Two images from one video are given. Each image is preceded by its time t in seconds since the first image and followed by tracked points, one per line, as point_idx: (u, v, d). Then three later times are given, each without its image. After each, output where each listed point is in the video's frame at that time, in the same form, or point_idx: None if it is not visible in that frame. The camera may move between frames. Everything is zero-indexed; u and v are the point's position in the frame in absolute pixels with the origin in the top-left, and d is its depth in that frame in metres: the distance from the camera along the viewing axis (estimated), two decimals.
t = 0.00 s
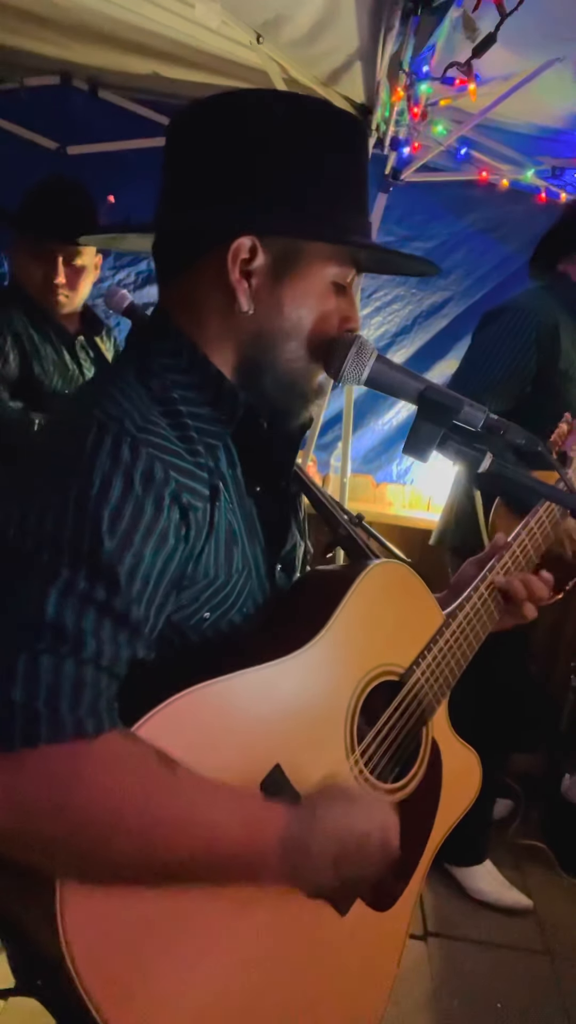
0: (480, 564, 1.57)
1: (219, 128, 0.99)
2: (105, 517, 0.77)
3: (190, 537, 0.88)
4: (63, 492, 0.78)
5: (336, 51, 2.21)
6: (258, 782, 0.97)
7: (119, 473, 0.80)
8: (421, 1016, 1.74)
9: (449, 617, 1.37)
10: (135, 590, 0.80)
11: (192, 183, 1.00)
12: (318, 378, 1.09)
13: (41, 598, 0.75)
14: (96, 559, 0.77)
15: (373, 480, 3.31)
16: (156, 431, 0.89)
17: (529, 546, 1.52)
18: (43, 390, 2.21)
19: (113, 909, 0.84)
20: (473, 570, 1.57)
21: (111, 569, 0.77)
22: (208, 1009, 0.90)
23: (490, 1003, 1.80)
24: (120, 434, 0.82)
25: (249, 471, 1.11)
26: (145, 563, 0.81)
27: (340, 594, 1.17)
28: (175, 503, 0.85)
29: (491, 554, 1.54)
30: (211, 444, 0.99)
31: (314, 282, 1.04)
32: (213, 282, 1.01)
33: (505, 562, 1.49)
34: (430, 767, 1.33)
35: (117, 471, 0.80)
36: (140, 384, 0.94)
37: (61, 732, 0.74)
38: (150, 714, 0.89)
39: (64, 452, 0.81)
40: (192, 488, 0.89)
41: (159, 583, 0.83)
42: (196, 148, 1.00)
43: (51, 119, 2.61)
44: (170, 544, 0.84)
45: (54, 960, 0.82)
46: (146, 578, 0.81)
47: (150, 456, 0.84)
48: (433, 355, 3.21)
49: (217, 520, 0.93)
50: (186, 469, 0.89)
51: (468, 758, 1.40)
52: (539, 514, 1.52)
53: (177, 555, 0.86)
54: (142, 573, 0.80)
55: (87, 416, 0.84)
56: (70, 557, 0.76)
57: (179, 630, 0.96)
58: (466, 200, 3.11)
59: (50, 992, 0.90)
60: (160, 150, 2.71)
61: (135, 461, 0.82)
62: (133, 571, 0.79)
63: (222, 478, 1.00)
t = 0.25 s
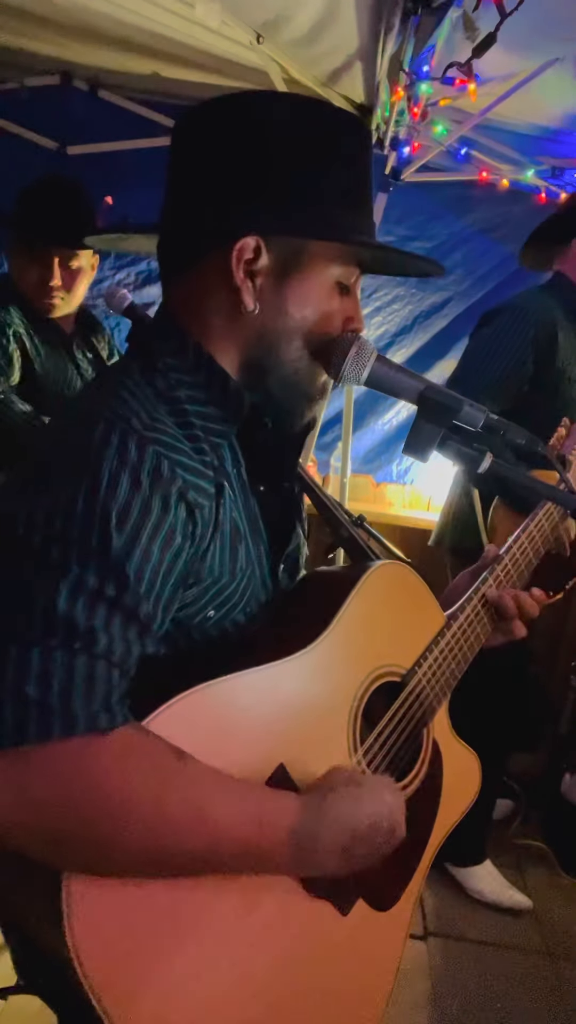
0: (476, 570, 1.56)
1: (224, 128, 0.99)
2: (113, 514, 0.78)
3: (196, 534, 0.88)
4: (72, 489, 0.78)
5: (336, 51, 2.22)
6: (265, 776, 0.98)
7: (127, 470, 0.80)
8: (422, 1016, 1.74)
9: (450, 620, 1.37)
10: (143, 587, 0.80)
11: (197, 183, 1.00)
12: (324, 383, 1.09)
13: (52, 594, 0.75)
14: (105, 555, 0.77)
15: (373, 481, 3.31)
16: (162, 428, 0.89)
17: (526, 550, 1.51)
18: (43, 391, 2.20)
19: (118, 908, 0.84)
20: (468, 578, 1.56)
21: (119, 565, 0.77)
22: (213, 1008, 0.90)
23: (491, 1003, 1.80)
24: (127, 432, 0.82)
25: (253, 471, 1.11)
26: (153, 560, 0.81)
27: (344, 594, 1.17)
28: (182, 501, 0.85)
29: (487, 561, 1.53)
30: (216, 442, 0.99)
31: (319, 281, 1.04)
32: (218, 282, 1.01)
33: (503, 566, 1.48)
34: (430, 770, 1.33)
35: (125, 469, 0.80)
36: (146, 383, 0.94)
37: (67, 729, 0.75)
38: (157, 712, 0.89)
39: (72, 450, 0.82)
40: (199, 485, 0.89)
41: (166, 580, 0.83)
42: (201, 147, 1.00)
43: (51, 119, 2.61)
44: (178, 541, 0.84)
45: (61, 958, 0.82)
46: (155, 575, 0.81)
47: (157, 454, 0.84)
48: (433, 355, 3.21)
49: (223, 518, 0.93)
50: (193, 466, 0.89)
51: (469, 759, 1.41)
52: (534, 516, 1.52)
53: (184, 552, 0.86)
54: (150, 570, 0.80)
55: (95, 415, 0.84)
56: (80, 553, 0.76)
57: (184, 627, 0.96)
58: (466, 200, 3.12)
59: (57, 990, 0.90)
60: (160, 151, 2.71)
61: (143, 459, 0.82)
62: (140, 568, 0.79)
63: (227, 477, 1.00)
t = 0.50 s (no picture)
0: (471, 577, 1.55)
1: (227, 128, 0.99)
2: (119, 513, 0.78)
3: (202, 532, 0.88)
4: (78, 488, 0.78)
5: (336, 51, 2.22)
6: (269, 777, 0.97)
7: (133, 469, 0.80)
8: (422, 1016, 1.74)
9: (450, 618, 1.38)
10: (150, 585, 0.80)
11: (199, 183, 1.00)
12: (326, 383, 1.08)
13: (59, 591, 0.75)
14: (112, 555, 0.77)
15: (373, 481, 3.31)
16: (167, 427, 0.88)
17: (520, 557, 1.51)
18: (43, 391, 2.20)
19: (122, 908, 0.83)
20: (463, 585, 1.56)
21: (126, 564, 0.78)
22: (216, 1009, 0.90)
23: (491, 1003, 1.80)
24: (132, 431, 0.82)
25: (256, 470, 1.11)
26: (159, 559, 0.81)
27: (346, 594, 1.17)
28: (187, 499, 0.85)
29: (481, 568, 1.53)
30: (220, 441, 0.99)
31: (320, 281, 1.04)
32: (219, 282, 1.01)
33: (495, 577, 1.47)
34: (432, 769, 1.33)
35: (131, 467, 0.80)
36: (150, 381, 0.94)
37: (70, 729, 0.74)
38: (162, 711, 0.89)
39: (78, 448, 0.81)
40: (204, 483, 0.89)
41: (172, 578, 0.84)
42: (204, 147, 0.99)
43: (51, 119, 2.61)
44: (183, 539, 0.84)
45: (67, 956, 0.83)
46: (160, 573, 0.81)
47: (163, 453, 0.83)
48: (433, 355, 3.20)
49: (228, 517, 0.93)
50: (198, 465, 0.89)
51: (471, 757, 1.41)
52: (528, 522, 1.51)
53: (190, 551, 0.86)
54: (155, 568, 0.81)
55: (100, 414, 0.84)
56: (87, 552, 0.76)
57: (186, 625, 0.97)
58: (466, 200, 3.12)
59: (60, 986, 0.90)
60: (160, 150, 2.71)
61: (148, 457, 0.82)
62: (148, 567, 0.80)
63: (232, 475, 1.00)
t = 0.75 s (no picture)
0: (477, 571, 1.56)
1: (226, 125, 0.98)
2: (116, 513, 0.78)
3: (201, 532, 0.89)
4: (75, 488, 0.78)
5: (336, 51, 2.21)
6: (272, 776, 0.97)
7: (130, 470, 0.80)
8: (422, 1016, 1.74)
9: (455, 617, 1.38)
10: (147, 585, 0.80)
11: (201, 183, 1.00)
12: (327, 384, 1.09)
13: (55, 592, 0.75)
14: (109, 555, 0.77)
15: (373, 481, 3.31)
16: (166, 426, 0.88)
17: (526, 553, 1.51)
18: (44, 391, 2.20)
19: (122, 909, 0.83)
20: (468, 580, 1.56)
21: (123, 565, 0.77)
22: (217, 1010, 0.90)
23: (491, 1003, 1.80)
24: (130, 431, 0.82)
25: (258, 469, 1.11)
26: (157, 559, 0.81)
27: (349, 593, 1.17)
28: (186, 499, 0.85)
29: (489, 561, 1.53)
30: (220, 441, 0.99)
31: (321, 281, 1.04)
32: (218, 282, 1.02)
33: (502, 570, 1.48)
34: (435, 767, 1.33)
35: (129, 467, 0.80)
36: (150, 381, 0.94)
37: (69, 729, 0.74)
38: (166, 710, 0.89)
39: (76, 448, 0.82)
40: (203, 483, 0.89)
41: (171, 578, 0.83)
42: (204, 145, 0.99)
43: (51, 119, 2.61)
44: (182, 539, 0.84)
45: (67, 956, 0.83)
46: (159, 574, 0.81)
47: (161, 452, 0.83)
48: (434, 354, 3.21)
49: (228, 517, 0.93)
50: (197, 464, 0.89)
51: (474, 756, 1.41)
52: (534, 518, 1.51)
53: (189, 551, 0.86)
54: (154, 568, 0.81)
55: (98, 414, 0.84)
56: (83, 552, 0.76)
57: (191, 626, 0.96)
58: (466, 200, 3.11)
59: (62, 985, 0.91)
60: (160, 150, 2.71)
61: (146, 457, 0.82)
62: (144, 567, 0.79)
63: (233, 474, 1.00)
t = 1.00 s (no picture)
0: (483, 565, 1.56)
1: (224, 124, 0.99)
2: (115, 514, 0.77)
3: (200, 531, 0.88)
4: (74, 489, 0.78)
5: (336, 51, 2.21)
6: (273, 778, 0.97)
7: (129, 470, 0.80)
8: (423, 1017, 1.74)
9: (456, 615, 1.37)
10: (147, 585, 0.80)
11: (198, 183, 1.00)
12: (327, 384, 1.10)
13: (57, 594, 0.74)
14: (109, 555, 0.77)
15: (373, 481, 3.31)
16: (164, 426, 0.88)
17: (530, 548, 1.52)
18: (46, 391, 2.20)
19: (123, 910, 0.83)
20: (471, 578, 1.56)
21: (124, 565, 0.77)
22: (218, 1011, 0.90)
23: (491, 1003, 1.80)
24: (128, 431, 0.82)
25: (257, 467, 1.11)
26: (157, 558, 0.81)
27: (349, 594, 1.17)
28: (184, 498, 0.85)
29: (494, 557, 1.54)
30: (218, 440, 0.99)
31: (320, 280, 1.04)
32: (218, 283, 1.01)
33: (508, 563, 1.49)
34: (437, 766, 1.33)
35: (127, 468, 0.80)
36: (148, 382, 0.94)
37: (70, 730, 0.74)
38: (169, 710, 0.89)
39: (74, 448, 0.81)
40: (202, 482, 0.89)
41: (171, 578, 0.83)
42: (202, 144, 0.99)
43: (50, 119, 2.61)
44: (181, 538, 0.84)
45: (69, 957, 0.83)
46: (158, 573, 0.81)
47: (159, 452, 0.83)
48: (434, 354, 3.21)
49: (227, 516, 0.94)
50: (196, 464, 0.89)
51: (476, 755, 1.41)
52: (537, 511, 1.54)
53: (189, 549, 0.86)
54: (153, 568, 0.80)
55: (96, 414, 0.84)
56: (84, 553, 0.76)
57: (192, 624, 0.97)
58: (466, 200, 3.12)
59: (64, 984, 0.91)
60: (159, 150, 2.71)
61: (144, 457, 0.81)
62: (145, 567, 0.79)
63: (231, 474, 1.00)
